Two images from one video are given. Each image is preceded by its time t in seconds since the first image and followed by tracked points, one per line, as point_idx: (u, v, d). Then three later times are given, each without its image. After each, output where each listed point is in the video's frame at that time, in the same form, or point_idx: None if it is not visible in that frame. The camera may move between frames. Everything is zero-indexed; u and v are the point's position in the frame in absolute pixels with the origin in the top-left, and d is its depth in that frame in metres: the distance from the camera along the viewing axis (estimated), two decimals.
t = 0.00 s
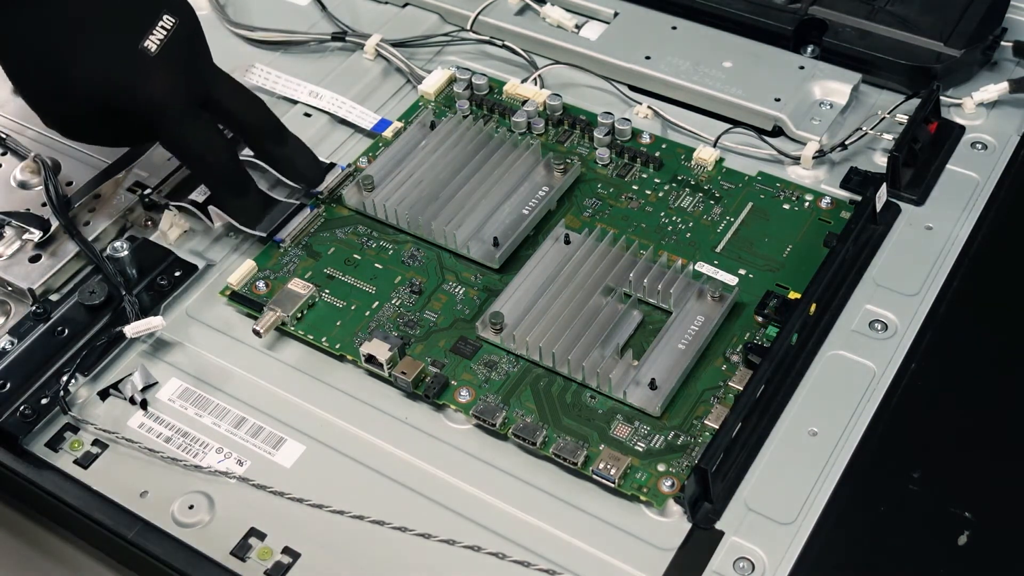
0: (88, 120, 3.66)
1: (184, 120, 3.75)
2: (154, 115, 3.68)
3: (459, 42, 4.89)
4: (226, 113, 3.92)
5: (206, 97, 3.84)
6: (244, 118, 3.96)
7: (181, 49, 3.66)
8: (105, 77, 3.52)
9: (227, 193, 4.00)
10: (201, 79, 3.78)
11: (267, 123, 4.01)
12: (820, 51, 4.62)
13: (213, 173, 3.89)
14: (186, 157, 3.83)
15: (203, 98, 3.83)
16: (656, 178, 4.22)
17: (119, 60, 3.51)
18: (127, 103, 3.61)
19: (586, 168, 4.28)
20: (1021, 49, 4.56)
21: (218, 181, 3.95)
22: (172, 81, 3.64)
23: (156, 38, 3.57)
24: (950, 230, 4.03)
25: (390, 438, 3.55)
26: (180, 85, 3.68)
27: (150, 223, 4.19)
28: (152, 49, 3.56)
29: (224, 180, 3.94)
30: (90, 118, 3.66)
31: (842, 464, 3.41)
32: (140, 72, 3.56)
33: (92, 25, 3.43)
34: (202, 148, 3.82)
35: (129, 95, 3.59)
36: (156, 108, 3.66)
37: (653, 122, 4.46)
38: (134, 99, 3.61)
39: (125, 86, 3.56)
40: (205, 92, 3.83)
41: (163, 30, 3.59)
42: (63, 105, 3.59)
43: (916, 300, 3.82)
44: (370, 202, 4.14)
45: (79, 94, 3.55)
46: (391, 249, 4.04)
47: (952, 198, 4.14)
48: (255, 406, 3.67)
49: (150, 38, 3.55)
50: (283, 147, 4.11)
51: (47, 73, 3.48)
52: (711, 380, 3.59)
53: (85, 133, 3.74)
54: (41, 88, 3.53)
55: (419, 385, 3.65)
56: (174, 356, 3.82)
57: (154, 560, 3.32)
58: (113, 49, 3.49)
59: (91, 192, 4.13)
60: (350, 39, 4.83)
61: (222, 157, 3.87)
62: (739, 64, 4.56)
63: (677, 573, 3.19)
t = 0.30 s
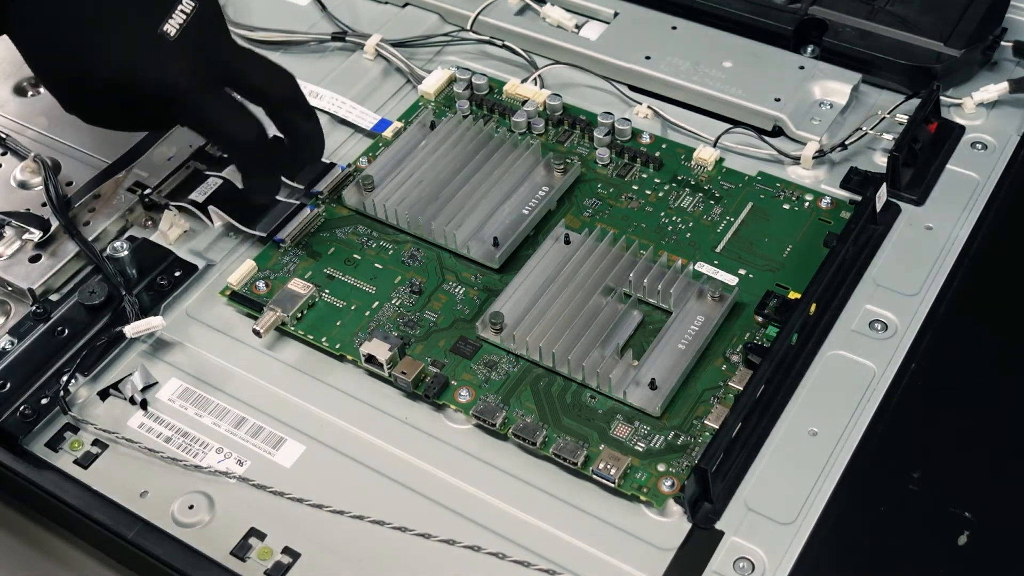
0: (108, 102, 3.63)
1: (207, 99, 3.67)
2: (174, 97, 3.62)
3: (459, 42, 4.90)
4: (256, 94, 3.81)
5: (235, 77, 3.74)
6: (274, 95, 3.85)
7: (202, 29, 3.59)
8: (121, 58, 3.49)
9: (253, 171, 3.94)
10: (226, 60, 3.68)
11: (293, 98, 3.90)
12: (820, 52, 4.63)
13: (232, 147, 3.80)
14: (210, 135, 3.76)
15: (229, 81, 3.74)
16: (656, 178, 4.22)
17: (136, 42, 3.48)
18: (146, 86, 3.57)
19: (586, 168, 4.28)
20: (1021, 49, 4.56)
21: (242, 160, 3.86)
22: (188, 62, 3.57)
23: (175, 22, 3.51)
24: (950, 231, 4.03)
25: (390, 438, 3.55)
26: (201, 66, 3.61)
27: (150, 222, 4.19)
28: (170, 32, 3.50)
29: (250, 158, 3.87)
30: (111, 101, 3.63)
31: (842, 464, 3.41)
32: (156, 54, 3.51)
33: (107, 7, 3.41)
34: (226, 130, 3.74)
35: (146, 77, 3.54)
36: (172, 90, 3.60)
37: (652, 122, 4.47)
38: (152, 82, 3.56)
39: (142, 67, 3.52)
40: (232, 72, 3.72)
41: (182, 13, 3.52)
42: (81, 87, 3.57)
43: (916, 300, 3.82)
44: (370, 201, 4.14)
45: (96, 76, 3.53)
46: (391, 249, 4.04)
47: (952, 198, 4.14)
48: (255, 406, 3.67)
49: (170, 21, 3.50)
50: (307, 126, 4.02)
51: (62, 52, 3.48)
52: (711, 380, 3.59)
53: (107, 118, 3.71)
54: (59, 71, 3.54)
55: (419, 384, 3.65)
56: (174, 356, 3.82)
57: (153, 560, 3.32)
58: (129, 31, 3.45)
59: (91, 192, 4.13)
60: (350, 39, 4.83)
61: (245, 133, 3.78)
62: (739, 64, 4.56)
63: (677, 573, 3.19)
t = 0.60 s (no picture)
0: (102, 109, 3.63)
1: (208, 123, 3.63)
2: (173, 114, 3.59)
3: (459, 42, 4.89)
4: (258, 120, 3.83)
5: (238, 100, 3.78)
6: (276, 121, 3.87)
7: (213, 47, 3.63)
8: (131, 74, 3.49)
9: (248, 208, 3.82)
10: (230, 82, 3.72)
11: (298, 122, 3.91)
12: (820, 51, 4.62)
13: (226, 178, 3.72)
14: (205, 161, 3.68)
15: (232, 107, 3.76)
16: (656, 178, 4.22)
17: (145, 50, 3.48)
18: (153, 105, 3.56)
19: (586, 168, 4.28)
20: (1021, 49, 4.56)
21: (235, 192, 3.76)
22: (199, 84, 3.58)
23: (186, 39, 3.54)
24: (951, 230, 4.02)
25: (390, 438, 3.55)
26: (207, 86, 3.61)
27: (150, 222, 4.19)
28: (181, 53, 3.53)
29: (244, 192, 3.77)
30: (105, 108, 3.62)
31: (842, 464, 3.41)
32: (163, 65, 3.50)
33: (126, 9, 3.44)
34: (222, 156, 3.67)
35: (147, 87, 3.51)
36: (180, 111, 3.58)
37: (652, 122, 4.46)
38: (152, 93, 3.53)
39: (145, 77, 3.50)
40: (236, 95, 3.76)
41: (194, 30, 3.56)
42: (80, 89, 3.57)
43: (916, 299, 3.82)
44: (370, 202, 4.14)
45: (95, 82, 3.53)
46: (391, 249, 4.04)
47: (952, 198, 4.14)
48: (255, 406, 3.67)
49: (180, 39, 3.53)
50: (313, 151, 4.00)
51: (71, 58, 3.49)
52: (711, 380, 3.59)
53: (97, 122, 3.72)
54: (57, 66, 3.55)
55: (419, 385, 3.65)
56: (174, 356, 3.82)
57: (153, 560, 3.32)
58: (140, 33, 3.47)
59: (91, 192, 4.13)
60: (350, 39, 4.83)
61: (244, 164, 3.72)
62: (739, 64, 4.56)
63: (677, 572, 3.19)
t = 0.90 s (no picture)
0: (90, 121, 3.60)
1: (202, 140, 3.64)
2: (167, 130, 3.59)
3: (459, 42, 4.89)
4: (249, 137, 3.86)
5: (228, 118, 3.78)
6: (265, 141, 3.88)
7: (211, 67, 3.65)
8: (131, 92, 3.49)
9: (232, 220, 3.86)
10: (225, 102, 3.73)
11: (287, 140, 3.93)
12: (820, 51, 4.62)
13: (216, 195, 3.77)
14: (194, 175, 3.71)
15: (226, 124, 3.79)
16: (656, 178, 4.22)
17: (143, 66, 3.48)
18: (152, 122, 3.57)
19: (586, 168, 4.28)
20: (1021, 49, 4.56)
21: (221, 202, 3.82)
22: (197, 102, 3.60)
23: (184, 59, 3.56)
24: (951, 230, 4.03)
25: (390, 438, 3.55)
26: (203, 104, 3.62)
27: (150, 222, 4.19)
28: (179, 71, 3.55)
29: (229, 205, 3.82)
30: (93, 120, 3.60)
31: (842, 464, 3.41)
32: (161, 82, 3.51)
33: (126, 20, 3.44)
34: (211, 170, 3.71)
35: (144, 103, 3.52)
36: (178, 128, 3.59)
37: (652, 122, 4.46)
38: (147, 109, 3.54)
39: (140, 92, 3.50)
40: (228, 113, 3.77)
41: (192, 50, 3.58)
42: (69, 99, 3.54)
43: (916, 299, 3.82)
44: (370, 201, 4.14)
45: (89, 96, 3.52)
46: (391, 249, 4.04)
47: (952, 198, 4.14)
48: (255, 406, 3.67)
49: (179, 58, 3.55)
50: (301, 173, 4.00)
51: (72, 76, 3.47)
52: (711, 380, 3.59)
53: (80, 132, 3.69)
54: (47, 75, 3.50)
55: (419, 385, 3.64)
56: (174, 356, 3.82)
57: (153, 561, 3.31)
58: (140, 50, 3.47)
59: (92, 192, 4.13)
60: (350, 39, 4.83)
61: (234, 178, 3.77)
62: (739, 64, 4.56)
63: (677, 572, 3.19)
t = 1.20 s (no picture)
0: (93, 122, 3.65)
1: (203, 137, 3.66)
2: (170, 128, 3.61)
3: (459, 42, 4.89)
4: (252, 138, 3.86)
5: (233, 119, 3.80)
6: (268, 141, 3.88)
7: (212, 68, 3.67)
8: (130, 89, 3.52)
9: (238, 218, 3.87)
10: (228, 102, 3.74)
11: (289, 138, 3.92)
12: (820, 51, 4.63)
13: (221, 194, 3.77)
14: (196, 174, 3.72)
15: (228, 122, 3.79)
16: (656, 178, 4.22)
17: (142, 66, 3.52)
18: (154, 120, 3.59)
19: (586, 168, 4.28)
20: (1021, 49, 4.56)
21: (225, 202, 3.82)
22: (199, 99, 3.62)
23: (185, 56, 3.59)
24: (951, 230, 4.02)
25: (391, 438, 3.55)
26: (204, 102, 3.64)
27: (150, 223, 4.19)
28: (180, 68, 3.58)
29: (235, 203, 3.82)
30: (96, 122, 3.64)
31: (841, 464, 3.41)
32: (161, 81, 3.54)
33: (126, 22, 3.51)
34: (214, 170, 3.72)
35: (145, 100, 3.55)
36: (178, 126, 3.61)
37: (653, 122, 4.46)
38: (148, 109, 3.56)
39: (141, 91, 3.53)
40: (232, 114, 3.79)
41: (192, 48, 3.61)
42: (72, 101, 3.59)
43: (916, 299, 3.82)
44: (370, 202, 4.14)
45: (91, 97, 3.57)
46: (391, 249, 4.04)
47: (952, 198, 4.14)
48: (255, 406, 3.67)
49: (179, 56, 3.58)
50: (302, 172, 4.00)
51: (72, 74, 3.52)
52: (711, 380, 3.59)
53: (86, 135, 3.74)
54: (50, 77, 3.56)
55: (419, 385, 3.64)
56: (174, 356, 3.82)
57: (154, 561, 3.31)
58: (139, 49, 3.52)
59: (92, 192, 4.13)
60: (350, 39, 4.83)
61: (238, 178, 3.77)
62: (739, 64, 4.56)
63: (677, 572, 3.19)
